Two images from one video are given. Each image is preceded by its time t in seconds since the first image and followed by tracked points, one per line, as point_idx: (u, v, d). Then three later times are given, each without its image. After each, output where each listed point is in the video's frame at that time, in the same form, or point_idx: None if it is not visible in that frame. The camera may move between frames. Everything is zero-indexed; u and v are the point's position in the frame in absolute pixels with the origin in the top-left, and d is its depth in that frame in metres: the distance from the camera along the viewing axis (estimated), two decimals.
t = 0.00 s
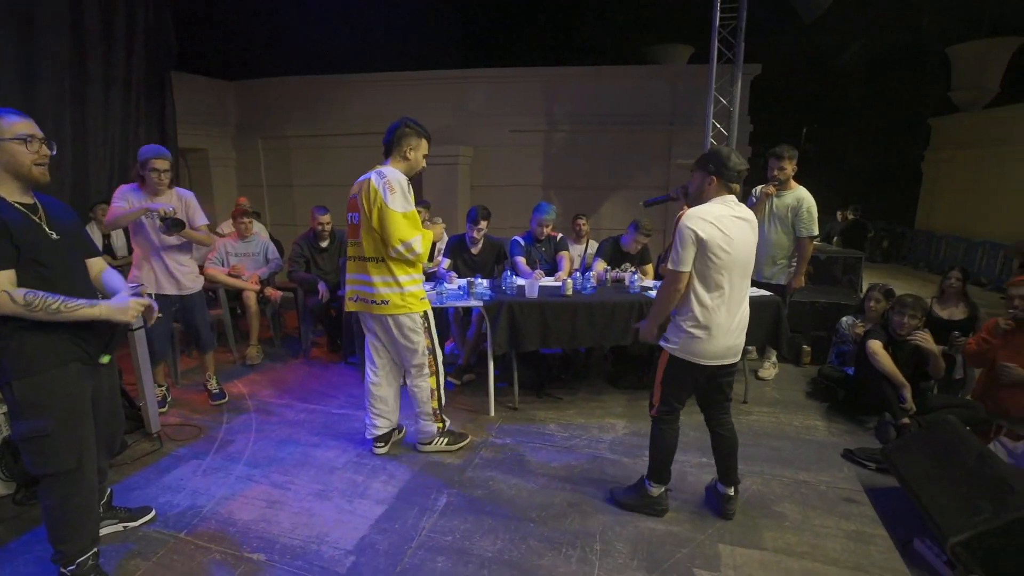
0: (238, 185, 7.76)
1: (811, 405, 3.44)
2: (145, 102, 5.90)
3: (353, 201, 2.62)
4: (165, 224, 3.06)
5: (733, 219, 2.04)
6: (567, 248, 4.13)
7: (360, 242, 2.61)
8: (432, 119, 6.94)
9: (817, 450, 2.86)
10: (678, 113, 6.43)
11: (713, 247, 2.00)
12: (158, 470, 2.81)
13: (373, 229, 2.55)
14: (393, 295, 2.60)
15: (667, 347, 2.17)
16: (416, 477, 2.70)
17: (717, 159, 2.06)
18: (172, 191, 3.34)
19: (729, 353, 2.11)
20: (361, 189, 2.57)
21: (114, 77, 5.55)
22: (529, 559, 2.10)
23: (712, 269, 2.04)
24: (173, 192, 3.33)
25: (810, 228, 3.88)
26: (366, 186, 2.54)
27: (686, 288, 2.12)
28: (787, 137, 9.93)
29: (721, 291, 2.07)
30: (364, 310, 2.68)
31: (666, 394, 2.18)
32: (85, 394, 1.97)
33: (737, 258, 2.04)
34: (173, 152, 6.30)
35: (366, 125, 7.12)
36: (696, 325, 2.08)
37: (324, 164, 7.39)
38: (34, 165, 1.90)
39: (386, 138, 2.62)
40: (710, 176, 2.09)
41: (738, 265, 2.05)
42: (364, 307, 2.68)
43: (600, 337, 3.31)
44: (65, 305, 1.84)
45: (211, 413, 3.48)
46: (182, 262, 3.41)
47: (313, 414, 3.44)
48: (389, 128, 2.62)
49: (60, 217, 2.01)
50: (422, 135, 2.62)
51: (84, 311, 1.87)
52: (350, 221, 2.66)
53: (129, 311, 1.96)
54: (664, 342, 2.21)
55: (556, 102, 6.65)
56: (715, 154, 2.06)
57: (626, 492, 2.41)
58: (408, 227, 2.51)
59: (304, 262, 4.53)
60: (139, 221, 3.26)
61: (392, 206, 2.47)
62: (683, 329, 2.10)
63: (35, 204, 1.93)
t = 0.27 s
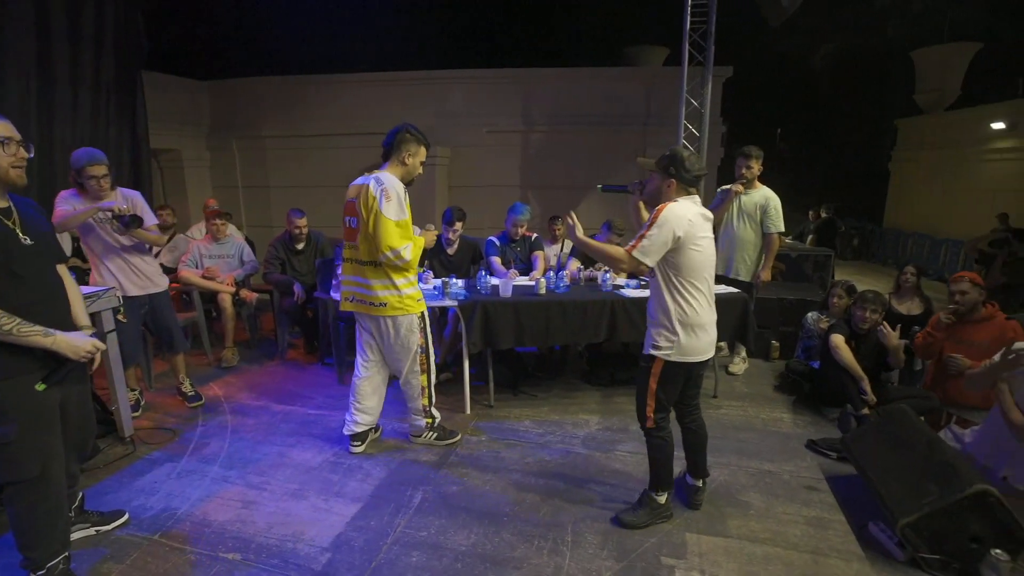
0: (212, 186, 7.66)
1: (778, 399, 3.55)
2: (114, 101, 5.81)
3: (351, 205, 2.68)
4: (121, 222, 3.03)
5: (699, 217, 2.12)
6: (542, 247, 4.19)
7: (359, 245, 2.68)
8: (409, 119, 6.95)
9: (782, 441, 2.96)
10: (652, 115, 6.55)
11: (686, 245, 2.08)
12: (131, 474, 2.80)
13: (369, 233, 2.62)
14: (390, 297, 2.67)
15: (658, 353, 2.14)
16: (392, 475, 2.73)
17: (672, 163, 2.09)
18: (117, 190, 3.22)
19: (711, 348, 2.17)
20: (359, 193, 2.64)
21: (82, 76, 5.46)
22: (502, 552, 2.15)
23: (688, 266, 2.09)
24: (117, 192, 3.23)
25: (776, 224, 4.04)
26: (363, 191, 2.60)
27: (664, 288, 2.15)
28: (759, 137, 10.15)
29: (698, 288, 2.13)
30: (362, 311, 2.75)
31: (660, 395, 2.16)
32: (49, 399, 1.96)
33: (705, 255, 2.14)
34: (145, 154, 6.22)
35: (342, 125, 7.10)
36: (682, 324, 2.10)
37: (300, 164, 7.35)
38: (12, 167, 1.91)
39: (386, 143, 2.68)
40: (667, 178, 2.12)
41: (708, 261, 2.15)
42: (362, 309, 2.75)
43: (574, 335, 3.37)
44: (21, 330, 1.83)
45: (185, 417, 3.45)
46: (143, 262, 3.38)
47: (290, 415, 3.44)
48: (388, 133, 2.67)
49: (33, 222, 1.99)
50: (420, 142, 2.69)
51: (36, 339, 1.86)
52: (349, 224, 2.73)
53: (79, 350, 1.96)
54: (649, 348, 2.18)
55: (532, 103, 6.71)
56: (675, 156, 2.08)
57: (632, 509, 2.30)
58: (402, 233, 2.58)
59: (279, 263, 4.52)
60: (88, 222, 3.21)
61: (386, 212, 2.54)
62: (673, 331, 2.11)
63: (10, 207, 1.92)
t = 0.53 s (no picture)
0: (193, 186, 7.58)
1: (756, 396, 3.60)
2: (91, 100, 5.73)
3: (355, 204, 2.66)
4: (87, 221, 3.02)
5: (647, 219, 2.11)
6: (523, 247, 4.20)
7: (364, 245, 2.68)
8: (392, 119, 6.93)
9: (759, 438, 3.00)
10: (635, 115, 6.59)
11: (635, 251, 2.07)
12: (106, 478, 2.76)
13: (375, 234, 2.62)
14: (394, 298, 2.70)
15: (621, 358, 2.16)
16: (371, 476, 2.72)
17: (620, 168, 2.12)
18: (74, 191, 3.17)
19: (672, 346, 2.20)
20: (364, 193, 2.62)
21: (57, 75, 5.37)
22: (479, 551, 2.15)
23: (640, 271, 2.09)
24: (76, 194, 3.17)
25: (751, 221, 4.11)
26: (370, 191, 2.59)
27: (617, 293, 2.16)
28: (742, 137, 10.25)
29: (654, 291, 2.13)
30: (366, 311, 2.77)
31: (627, 402, 2.18)
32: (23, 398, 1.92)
33: (657, 257, 2.14)
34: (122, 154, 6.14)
35: (325, 125, 7.06)
36: (640, 329, 2.12)
37: (283, 164, 7.30)
38: None
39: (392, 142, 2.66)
40: (613, 182, 2.15)
41: (661, 262, 2.14)
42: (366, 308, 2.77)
43: (554, 335, 3.39)
44: None
45: (163, 420, 3.41)
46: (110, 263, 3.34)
47: (269, 417, 3.42)
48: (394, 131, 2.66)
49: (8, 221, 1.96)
50: (426, 143, 2.71)
51: (4, 345, 1.81)
52: (352, 223, 2.71)
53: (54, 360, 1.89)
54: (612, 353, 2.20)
55: (516, 102, 6.72)
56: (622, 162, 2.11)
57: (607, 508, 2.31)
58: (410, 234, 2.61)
59: (260, 264, 4.49)
60: (52, 227, 3.15)
61: (396, 214, 2.56)
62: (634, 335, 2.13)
63: None
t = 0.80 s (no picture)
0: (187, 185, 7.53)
1: (751, 395, 3.57)
2: (81, 99, 5.68)
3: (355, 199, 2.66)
4: (70, 226, 2.94)
5: (613, 218, 2.07)
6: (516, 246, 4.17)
7: (360, 241, 2.67)
8: (386, 118, 6.89)
9: (752, 438, 2.98)
10: (631, 114, 6.56)
11: (597, 250, 2.04)
12: (91, 480, 2.72)
13: (370, 230, 2.61)
14: (380, 296, 2.68)
15: (597, 358, 2.14)
16: (360, 477, 2.68)
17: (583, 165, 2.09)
18: (57, 194, 3.10)
19: (650, 345, 2.15)
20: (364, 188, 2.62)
21: (47, 74, 5.33)
22: (467, 554, 2.12)
23: (605, 270, 2.06)
24: (57, 196, 3.10)
25: (743, 219, 4.09)
26: (368, 186, 2.58)
27: (585, 293, 2.13)
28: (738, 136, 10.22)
29: (624, 289, 2.09)
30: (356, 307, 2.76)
31: (608, 402, 2.16)
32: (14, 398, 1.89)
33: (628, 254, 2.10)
34: (113, 153, 6.10)
35: (319, 124, 7.02)
36: (612, 329, 2.09)
37: (276, 164, 7.25)
38: None
39: (397, 138, 2.64)
40: (577, 180, 2.14)
41: (628, 260, 2.10)
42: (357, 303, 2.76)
43: (546, 334, 3.35)
44: None
45: (151, 421, 3.37)
46: (93, 267, 3.28)
47: (258, 418, 3.38)
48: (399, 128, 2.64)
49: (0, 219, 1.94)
50: (428, 141, 2.67)
51: None
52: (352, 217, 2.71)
53: None
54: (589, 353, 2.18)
55: (510, 101, 6.69)
56: (585, 159, 2.09)
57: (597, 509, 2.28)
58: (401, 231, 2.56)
59: (250, 264, 4.45)
60: (35, 232, 3.12)
61: (388, 210, 2.52)
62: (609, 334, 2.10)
63: None
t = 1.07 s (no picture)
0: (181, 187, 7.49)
1: (746, 395, 3.54)
2: (73, 100, 5.64)
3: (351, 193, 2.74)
4: (58, 234, 2.91)
5: (590, 221, 2.04)
6: (510, 247, 4.13)
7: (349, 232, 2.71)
8: (381, 119, 6.86)
9: (748, 439, 2.94)
10: (627, 112, 6.53)
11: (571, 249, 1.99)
12: (78, 486, 2.69)
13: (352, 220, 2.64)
14: (358, 287, 2.66)
15: (559, 357, 2.08)
16: (350, 482, 2.65)
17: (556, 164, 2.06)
18: (45, 199, 3.05)
19: (612, 349, 2.12)
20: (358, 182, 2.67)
21: (39, 76, 5.29)
22: (457, 560, 2.08)
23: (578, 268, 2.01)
24: (44, 200, 3.04)
25: (735, 217, 4.03)
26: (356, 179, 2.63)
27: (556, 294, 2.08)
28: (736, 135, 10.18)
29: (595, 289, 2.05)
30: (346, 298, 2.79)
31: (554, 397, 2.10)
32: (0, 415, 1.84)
33: (603, 259, 2.06)
34: (106, 156, 6.06)
35: (313, 125, 6.98)
36: (581, 328, 2.04)
37: (272, 165, 7.21)
38: None
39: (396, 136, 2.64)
40: (550, 178, 2.09)
41: (603, 261, 2.05)
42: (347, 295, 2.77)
43: (539, 336, 3.32)
44: None
45: (141, 426, 3.33)
46: (83, 272, 3.23)
47: (249, 422, 3.34)
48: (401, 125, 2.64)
49: None
50: (426, 138, 2.60)
51: None
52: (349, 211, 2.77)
53: None
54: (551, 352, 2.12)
55: (506, 101, 6.65)
56: (563, 160, 2.04)
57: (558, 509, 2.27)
58: (371, 219, 2.52)
59: (242, 266, 4.42)
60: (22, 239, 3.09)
61: (359, 197, 2.52)
62: (576, 335, 2.05)
63: None
